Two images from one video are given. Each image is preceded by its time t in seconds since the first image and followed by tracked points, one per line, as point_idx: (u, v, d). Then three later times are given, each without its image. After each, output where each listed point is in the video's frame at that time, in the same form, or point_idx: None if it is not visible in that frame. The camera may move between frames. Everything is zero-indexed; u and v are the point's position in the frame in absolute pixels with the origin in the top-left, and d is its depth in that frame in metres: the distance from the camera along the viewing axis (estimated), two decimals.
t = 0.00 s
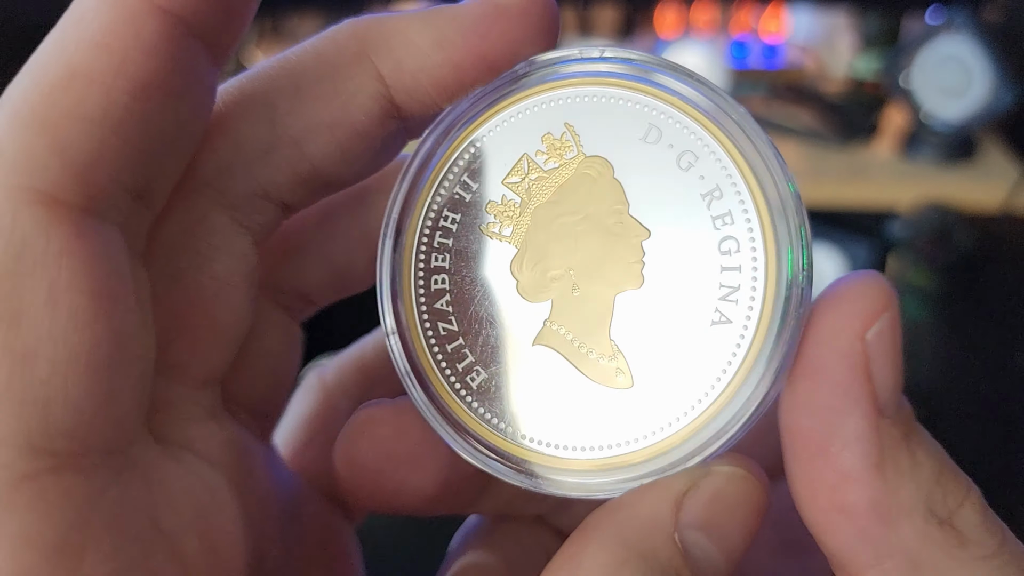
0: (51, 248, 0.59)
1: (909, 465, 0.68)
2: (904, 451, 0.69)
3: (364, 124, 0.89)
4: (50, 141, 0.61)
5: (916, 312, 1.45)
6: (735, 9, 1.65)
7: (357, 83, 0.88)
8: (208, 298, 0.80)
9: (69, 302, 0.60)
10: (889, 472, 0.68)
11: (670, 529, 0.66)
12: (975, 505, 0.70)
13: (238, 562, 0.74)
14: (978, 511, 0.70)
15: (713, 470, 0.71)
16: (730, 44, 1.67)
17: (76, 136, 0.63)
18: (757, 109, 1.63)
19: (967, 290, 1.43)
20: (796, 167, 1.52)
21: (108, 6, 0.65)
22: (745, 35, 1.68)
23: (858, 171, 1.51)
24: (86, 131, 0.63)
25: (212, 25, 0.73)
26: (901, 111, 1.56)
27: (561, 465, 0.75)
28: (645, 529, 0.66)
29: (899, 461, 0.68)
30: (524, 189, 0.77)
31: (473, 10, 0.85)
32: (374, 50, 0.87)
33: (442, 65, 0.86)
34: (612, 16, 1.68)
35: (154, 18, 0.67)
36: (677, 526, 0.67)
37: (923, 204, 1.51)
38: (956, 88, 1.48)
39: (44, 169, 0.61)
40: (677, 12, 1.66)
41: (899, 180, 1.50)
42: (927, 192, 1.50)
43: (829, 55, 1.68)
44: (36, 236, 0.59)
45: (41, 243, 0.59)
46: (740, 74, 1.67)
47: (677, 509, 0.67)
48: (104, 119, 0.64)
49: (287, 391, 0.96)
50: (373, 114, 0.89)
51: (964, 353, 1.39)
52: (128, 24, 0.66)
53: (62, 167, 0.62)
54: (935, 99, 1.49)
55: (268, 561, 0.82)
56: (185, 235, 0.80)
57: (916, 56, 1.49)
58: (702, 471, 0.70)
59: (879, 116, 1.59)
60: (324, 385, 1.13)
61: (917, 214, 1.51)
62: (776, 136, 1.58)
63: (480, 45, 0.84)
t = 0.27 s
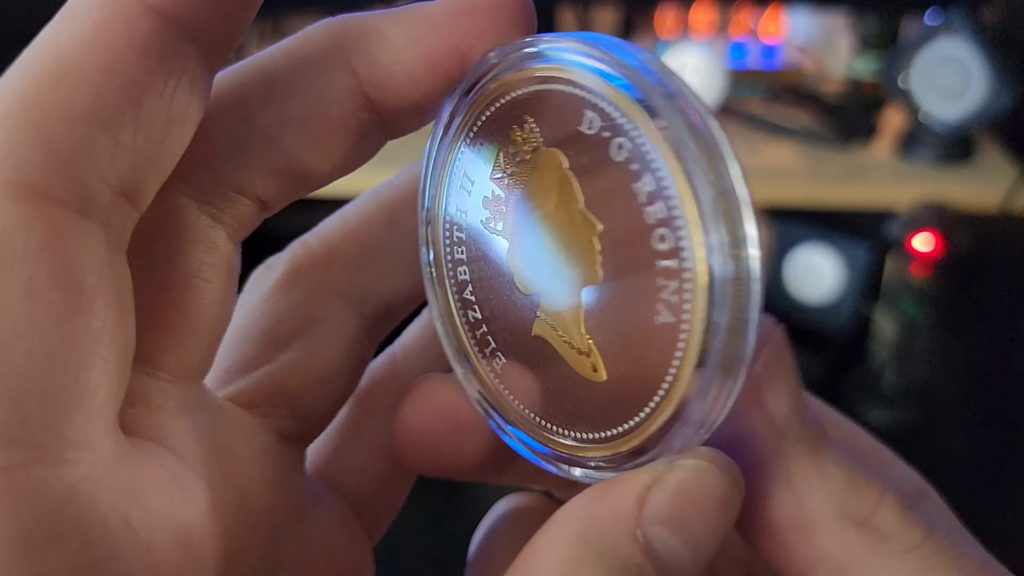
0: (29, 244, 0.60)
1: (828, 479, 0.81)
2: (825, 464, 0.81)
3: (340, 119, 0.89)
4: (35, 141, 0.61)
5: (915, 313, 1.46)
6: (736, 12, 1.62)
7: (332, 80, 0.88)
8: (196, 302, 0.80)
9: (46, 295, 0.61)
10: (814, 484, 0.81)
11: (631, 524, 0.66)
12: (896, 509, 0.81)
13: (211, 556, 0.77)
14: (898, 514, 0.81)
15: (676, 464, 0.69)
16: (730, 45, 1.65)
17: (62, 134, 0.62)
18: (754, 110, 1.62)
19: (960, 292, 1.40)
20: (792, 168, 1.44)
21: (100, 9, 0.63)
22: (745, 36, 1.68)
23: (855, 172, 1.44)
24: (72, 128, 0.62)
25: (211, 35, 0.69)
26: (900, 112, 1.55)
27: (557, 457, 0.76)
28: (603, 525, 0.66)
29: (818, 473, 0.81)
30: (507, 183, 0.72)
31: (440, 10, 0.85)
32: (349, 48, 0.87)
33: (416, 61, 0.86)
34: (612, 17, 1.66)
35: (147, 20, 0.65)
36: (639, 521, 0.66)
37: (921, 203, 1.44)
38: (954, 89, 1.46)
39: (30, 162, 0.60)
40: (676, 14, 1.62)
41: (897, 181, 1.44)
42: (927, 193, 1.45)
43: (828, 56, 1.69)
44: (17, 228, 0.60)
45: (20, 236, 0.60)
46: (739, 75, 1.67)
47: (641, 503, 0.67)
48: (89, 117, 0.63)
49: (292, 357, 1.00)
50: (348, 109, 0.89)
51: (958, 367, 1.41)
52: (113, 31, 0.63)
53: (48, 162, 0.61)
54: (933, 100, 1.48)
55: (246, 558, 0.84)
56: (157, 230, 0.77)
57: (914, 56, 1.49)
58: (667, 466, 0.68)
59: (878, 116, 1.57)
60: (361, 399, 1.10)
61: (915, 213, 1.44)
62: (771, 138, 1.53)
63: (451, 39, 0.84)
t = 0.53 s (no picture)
0: (68, 296, 0.40)
1: (798, 512, 0.73)
2: (791, 494, 0.74)
3: (310, 122, 0.88)
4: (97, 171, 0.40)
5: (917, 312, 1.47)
6: (735, 14, 1.61)
7: (302, 83, 0.87)
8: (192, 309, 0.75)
9: (79, 362, 0.40)
10: (779, 518, 0.72)
11: (565, 536, 0.59)
12: (882, 540, 0.74)
13: None
14: (881, 549, 0.73)
15: (620, 469, 0.59)
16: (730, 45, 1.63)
17: (118, 168, 0.40)
18: (753, 110, 1.55)
19: (960, 290, 1.38)
20: (791, 169, 1.36)
21: None
22: (745, 37, 1.65)
23: (854, 172, 1.35)
24: (124, 154, 0.40)
25: None
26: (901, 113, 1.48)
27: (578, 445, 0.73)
28: (541, 536, 0.61)
29: (784, 505, 0.73)
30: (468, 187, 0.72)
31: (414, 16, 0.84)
32: (320, 54, 0.87)
33: (387, 67, 0.86)
34: (611, 18, 1.65)
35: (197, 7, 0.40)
36: (578, 530, 0.59)
37: (920, 204, 1.36)
38: (952, 89, 1.35)
39: (78, 196, 0.40)
40: (676, 15, 1.61)
41: (896, 179, 1.33)
42: (928, 193, 1.33)
43: (828, 57, 1.65)
44: (55, 275, 0.40)
45: (60, 286, 0.40)
46: (739, 75, 1.61)
47: (580, 511, 0.59)
48: (150, 146, 0.40)
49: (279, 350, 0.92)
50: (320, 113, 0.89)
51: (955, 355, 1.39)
52: (177, 36, 0.39)
53: (108, 200, 0.40)
54: (931, 101, 1.37)
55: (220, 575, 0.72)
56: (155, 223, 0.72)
57: (913, 56, 1.39)
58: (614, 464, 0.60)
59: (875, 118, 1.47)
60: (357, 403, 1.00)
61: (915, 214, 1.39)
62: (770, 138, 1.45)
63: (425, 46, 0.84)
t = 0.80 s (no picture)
0: (92, 338, 0.59)
1: (825, 501, 0.65)
2: (819, 481, 0.66)
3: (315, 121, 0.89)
4: (134, 253, 0.60)
5: (911, 313, 1.50)
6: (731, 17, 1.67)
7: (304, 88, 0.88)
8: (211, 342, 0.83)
9: (90, 393, 0.58)
10: (804, 510, 0.64)
11: (483, 545, 0.60)
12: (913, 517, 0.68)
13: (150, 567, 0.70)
14: (914, 531, 0.66)
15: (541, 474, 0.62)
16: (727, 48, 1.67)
17: (160, 242, 0.61)
18: (752, 113, 1.60)
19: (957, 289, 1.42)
20: (791, 168, 1.42)
21: (225, 123, 0.63)
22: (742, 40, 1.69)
23: (850, 175, 1.42)
24: (167, 237, 0.62)
25: (342, 129, 0.64)
26: (894, 116, 1.56)
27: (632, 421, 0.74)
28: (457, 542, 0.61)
29: (810, 495, 0.65)
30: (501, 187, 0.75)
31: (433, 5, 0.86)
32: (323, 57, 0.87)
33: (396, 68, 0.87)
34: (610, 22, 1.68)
35: (269, 145, 0.65)
36: (493, 537, 0.61)
37: (916, 204, 1.43)
38: (946, 92, 1.41)
39: (114, 262, 0.59)
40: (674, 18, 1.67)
41: (891, 182, 1.42)
42: (924, 194, 1.43)
43: (824, 60, 1.70)
44: (85, 321, 0.59)
45: (89, 328, 0.59)
46: (734, 77, 1.67)
47: (496, 519, 0.61)
48: (190, 229, 0.62)
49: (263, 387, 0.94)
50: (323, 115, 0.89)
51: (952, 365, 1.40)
52: (240, 155, 0.64)
53: (136, 268, 0.60)
54: (926, 104, 1.43)
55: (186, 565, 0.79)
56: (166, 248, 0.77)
57: (908, 60, 1.44)
58: (523, 482, 0.62)
59: (872, 120, 1.57)
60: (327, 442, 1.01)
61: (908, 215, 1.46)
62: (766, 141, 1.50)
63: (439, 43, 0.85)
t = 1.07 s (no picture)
0: (132, 338, 0.69)
1: (840, 510, 0.64)
2: (834, 487, 0.64)
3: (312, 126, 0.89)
4: (163, 261, 0.72)
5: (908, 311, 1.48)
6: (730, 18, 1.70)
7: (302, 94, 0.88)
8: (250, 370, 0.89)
9: (124, 390, 0.68)
10: (817, 518, 0.64)
11: (430, 536, 0.61)
12: (925, 522, 0.67)
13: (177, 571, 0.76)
14: (926, 537, 0.66)
15: (483, 463, 0.64)
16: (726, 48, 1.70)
17: (186, 249, 0.73)
18: (751, 113, 1.61)
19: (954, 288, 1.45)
20: (787, 170, 1.42)
21: (232, 137, 0.76)
22: (740, 40, 1.73)
23: (847, 176, 1.41)
24: (192, 245, 0.74)
25: (331, 119, 0.79)
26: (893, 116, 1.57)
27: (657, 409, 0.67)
28: (408, 533, 0.62)
29: (825, 500, 0.64)
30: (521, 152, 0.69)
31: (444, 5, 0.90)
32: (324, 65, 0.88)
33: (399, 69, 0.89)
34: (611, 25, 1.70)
35: (271, 145, 0.78)
36: (442, 524, 0.62)
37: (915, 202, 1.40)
38: (945, 94, 1.41)
39: (151, 271, 0.71)
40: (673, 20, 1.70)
41: (889, 184, 1.40)
42: (928, 196, 1.40)
43: (821, 60, 1.73)
44: (123, 324, 0.69)
45: (124, 332, 0.69)
46: (734, 78, 1.68)
47: (444, 508, 0.62)
48: (210, 232, 0.75)
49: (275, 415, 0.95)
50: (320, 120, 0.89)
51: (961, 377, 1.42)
52: (245, 161, 0.76)
53: (168, 275, 0.72)
54: (926, 106, 1.44)
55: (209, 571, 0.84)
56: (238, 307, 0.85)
57: (906, 61, 1.44)
58: (469, 470, 0.63)
59: (871, 121, 1.59)
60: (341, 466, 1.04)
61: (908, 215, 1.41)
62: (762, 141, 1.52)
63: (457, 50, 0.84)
